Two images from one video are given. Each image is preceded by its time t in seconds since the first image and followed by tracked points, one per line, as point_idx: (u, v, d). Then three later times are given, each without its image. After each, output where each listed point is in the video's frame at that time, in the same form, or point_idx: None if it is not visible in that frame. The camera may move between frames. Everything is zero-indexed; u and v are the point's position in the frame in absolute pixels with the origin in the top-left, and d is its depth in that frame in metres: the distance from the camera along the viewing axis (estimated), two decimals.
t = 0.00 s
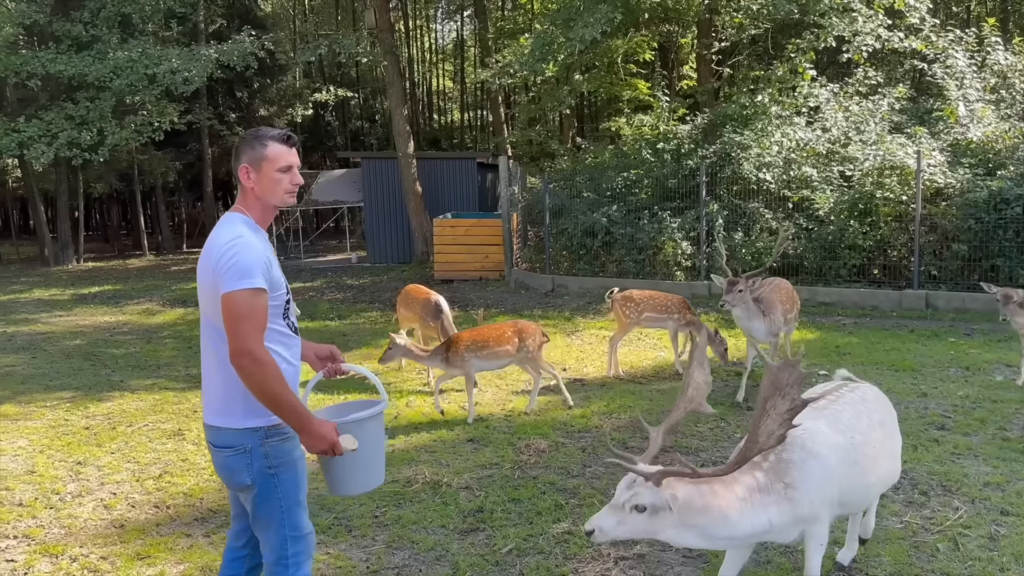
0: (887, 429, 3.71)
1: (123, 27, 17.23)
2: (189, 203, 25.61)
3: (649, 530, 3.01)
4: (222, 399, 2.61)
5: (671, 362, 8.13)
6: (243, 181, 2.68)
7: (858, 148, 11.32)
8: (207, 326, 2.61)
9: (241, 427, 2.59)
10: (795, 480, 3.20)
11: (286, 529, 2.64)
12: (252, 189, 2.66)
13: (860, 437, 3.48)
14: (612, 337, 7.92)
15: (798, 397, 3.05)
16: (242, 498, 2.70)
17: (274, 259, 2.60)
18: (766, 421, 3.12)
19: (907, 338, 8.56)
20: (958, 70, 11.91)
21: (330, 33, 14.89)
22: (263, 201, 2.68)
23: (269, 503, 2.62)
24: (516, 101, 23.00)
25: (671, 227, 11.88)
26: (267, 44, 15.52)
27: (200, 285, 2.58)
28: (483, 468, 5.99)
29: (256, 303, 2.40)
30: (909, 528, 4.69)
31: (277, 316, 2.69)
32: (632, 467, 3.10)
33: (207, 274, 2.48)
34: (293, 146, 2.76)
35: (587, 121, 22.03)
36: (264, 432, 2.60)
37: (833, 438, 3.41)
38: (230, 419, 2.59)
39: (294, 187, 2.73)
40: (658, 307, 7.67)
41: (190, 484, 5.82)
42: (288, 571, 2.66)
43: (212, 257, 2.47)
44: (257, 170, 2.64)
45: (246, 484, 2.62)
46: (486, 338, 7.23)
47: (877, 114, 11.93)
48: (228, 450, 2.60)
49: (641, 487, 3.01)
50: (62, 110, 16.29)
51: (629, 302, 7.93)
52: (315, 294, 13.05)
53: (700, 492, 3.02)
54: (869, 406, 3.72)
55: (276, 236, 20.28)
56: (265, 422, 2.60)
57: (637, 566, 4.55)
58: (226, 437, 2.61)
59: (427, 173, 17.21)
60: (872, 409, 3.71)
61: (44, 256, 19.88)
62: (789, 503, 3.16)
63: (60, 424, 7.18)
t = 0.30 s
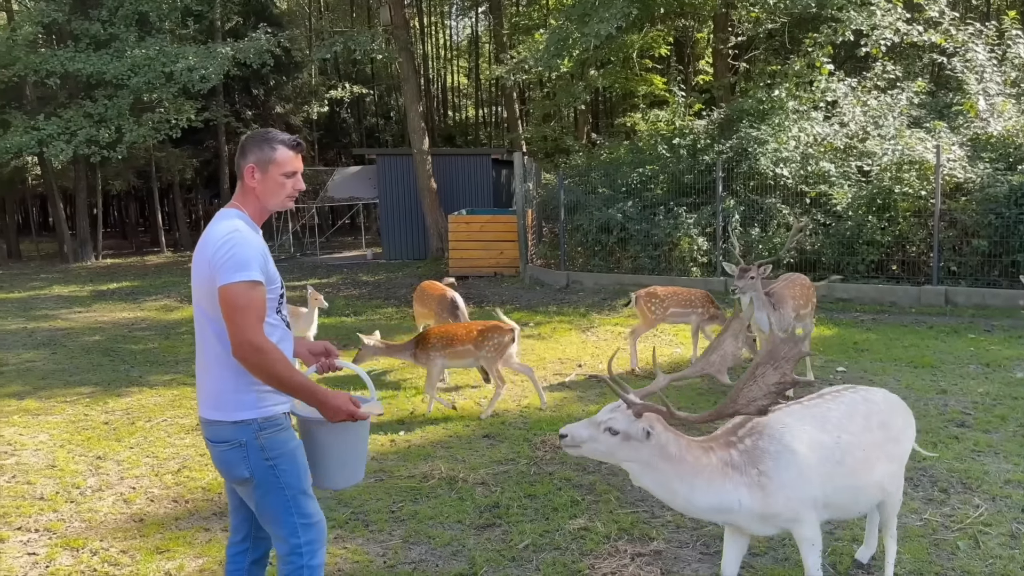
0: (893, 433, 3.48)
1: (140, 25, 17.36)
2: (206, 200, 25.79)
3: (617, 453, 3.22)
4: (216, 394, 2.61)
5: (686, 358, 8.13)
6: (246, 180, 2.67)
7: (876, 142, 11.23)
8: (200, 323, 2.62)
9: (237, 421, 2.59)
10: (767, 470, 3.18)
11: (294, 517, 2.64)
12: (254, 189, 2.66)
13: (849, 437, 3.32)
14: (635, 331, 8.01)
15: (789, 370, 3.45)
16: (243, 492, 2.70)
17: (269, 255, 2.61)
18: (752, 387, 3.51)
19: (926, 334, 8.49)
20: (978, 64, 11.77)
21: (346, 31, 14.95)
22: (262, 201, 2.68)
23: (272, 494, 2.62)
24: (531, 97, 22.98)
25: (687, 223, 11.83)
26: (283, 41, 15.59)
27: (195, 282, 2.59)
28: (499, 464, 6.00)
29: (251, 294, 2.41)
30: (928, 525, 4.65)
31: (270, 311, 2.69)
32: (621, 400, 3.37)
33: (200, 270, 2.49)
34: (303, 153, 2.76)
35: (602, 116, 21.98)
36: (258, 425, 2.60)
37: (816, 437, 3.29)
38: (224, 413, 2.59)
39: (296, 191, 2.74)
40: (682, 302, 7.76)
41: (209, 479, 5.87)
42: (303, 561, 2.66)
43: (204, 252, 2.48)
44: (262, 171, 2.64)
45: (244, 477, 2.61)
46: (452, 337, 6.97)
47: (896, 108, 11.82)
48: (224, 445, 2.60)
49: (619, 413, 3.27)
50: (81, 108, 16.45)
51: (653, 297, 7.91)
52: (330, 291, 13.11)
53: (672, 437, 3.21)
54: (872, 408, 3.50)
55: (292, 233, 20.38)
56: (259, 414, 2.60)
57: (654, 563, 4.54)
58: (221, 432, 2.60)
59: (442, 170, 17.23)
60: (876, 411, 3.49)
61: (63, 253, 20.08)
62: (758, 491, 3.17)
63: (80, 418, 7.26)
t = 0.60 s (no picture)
0: (886, 439, 3.36)
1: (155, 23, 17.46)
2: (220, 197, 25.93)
3: (595, 422, 3.26)
4: (239, 389, 2.61)
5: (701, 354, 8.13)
6: (252, 176, 2.68)
7: (893, 136, 11.14)
8: (219, 319, 2.62)
9: (258, 417, 2.60)
10: (729, 461, 3.22)
11: (307, 515, 2.67)
12: (261, 185, 2.68)
13: (829, 440, 3.28)
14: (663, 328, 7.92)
15: (770, 338, 3.74)
16: (259, 488, 2.71)
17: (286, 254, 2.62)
18: (735, 353, 3.77)
19: (944, 329, 8.43)
20: (997, 56, 11.63)
21: (359, 27, 14.98)
22: (268, 198, 2.69)
23: (290, 490, 2.65)
24: (544, 92, 22.95)
25: (701, 218, 11.79)
26: (297, 38, 15.63)
27: (212, 278, 2.59)
28: (513, 459, 6.02)
29: (277, 290, 2.43)
30: (945, 522, 4.62)
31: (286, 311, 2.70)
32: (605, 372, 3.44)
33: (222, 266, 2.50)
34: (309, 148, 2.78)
35: (615, 111, 21.92)
36: (279, 420, 2.61)
37: (791, 437, 3.28)
38: (247, 408, 2.60)
39: (302, 190, 2.75)
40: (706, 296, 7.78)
41: (225, 474, 5.92)
42: (312, 560, 2.68)
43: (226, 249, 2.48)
44: (269, 168, 2.65)
45: (263, 473, 2.63)
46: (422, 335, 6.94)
47: (913, 102, 11.72)
48: (244, 439, 2.62)
49: (601, 382, 3.33)
50: (97, 106, 16.57)
51: (676, 293, 7.88)
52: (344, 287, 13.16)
53: (650, 412, 3.27)
54: (866, 414, 3.41)
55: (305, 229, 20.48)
56: (282, 410, 2.61)
57: (669, 559, 4.52)
58: (240, 426, 2.62)
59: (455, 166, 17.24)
60: (870, 417, 3.40)
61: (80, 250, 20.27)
62: (715, 479, 3.21)
63: (98, 414, 7.33)
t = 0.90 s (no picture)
0: (876, 439, 3.27)
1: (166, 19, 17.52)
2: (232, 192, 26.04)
3: (590, 406, 3.22)
4: (265, 387, 2.63)
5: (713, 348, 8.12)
6: (270, 173, 2.68)
7: (906, 129, 11.06)
8: (247, 317, 2.62)
9: (285, 414, 2.61)
10: (715, 453, 3.19)
11: (324, 516, 2.68)
12: (280, 183, 2.68)
13: (814, 436, 3.22)
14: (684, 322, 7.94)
15: (782, 332, 3.54)
16: (280, 484, 2.73)
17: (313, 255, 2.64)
18: (744, 346, 3.59)
19: (958, 323, 8.38)
20: (1012, 48, 11.52)
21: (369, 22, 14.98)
22: (287, 194, 2.70)
23: (309, 489, 2.66)
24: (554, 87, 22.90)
25: (713, 212, 11.75)
26: (307, 33, 15.64)
27: (240, 276, 2.59)
28: (524, 454, 6.03)
29: (309, 289, 2.46)
30: (959, 516, 4.60)
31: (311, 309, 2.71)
32: (602, 356, 3.39)
33: (253, 264, 2.51)
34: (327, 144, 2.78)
35: (626, 105, 21.85)
36: (304, 417, 2.63)
37: (774, 432, 3.24)
38: (275, 405, 2.62)
39: (319, 185, 2.77)
40: (725, 289, 7.83)
41: (239, 468, 5.96)
42: (324, 560, 2.69)
43: (257, 248, 2.49)
44: (289, 167, 2.65)
45: (286, 470, 2.64)
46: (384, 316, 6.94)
47: (927, 94, 11.63)
48: (269, 436, 2.63)
49: (598, 366, 3.28)
50: (110, 102, 16.65)
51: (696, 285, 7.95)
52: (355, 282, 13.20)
53: (643, 400, 3.26)
54: (855, 413, 3.34)
55: (317, 224, 20.55)
56: (308, 408, 2.63)
57: (680, 554, 4.51)
58: (265, 423, 2.63)
59: (465, 160, 17.24)
60: (858, 416, 3.32)
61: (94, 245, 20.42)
62: (700, 470, 3.18)
63: (112, 408, 7.39)
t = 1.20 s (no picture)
0: (857, 430, 3.25)
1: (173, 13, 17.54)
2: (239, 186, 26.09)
3: (576, 389, 3.17)
4: (286, 381, 2.64)
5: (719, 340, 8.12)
6: (290, 164, 2.68)
7: (915, 120, 11.00)
8: (268, 312, 2.61)
9: (307, 408, 2.62)
10: (698, 440, 3.21)
11: (341, 509, 2.70)
12: (299, 174, 2.68)
13: (793, 425, 3.22)
14: (699, 313, 7.98)
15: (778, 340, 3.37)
16: (298, 478, 2.74)
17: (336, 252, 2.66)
18: (736, 350, 3.42)
19: (967, 315, 8.35)
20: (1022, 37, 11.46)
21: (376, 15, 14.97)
22: (306, 186, 2.71)
23: (327, 482, 2.68)
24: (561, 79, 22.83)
25: (721, 204, 11.72)
26: (314, 26, 15.63)
27: (263, 271, 2.57)
28: (532, 446, 6.04)
29: (338, 283, 2.49)
30: (968, 508, 4.58)
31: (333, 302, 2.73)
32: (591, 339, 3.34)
33: (280, 260, 2.51)
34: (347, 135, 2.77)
35: (633, 97, 21.78)
36: (327, 411, 2.65)
37: (754, 420, 3.25)
38: (297, 400, 2.62)
39: (339, 179, 2.76)
40: (742, 281, 7.78)
41: (248, 460, 5.99)
42: (338, 553, 2.71)
43: (286, 244, 2.49)
44: (308, 157, 2.65)
45: (307, 465, 2.65)
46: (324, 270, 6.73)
47: (936, 84, 11.56)
48: (289, 430, 2.64)
49: (587, 351, 3.24)
50: (118, 96, 16.70)
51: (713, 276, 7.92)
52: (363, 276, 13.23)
53: (629, 388, 3.24)
54: (836, 404, 3.32)
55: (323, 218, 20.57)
56: (330, 402, 2.65)
57: (687, 545, 4.49)
58: (286, 417, 2.64)
59: (471, 154, 17.22)
60: (839, 407, 3.30)
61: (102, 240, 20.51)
62: (684, 457, 3.19)
63: (121, 401, 7.44)
